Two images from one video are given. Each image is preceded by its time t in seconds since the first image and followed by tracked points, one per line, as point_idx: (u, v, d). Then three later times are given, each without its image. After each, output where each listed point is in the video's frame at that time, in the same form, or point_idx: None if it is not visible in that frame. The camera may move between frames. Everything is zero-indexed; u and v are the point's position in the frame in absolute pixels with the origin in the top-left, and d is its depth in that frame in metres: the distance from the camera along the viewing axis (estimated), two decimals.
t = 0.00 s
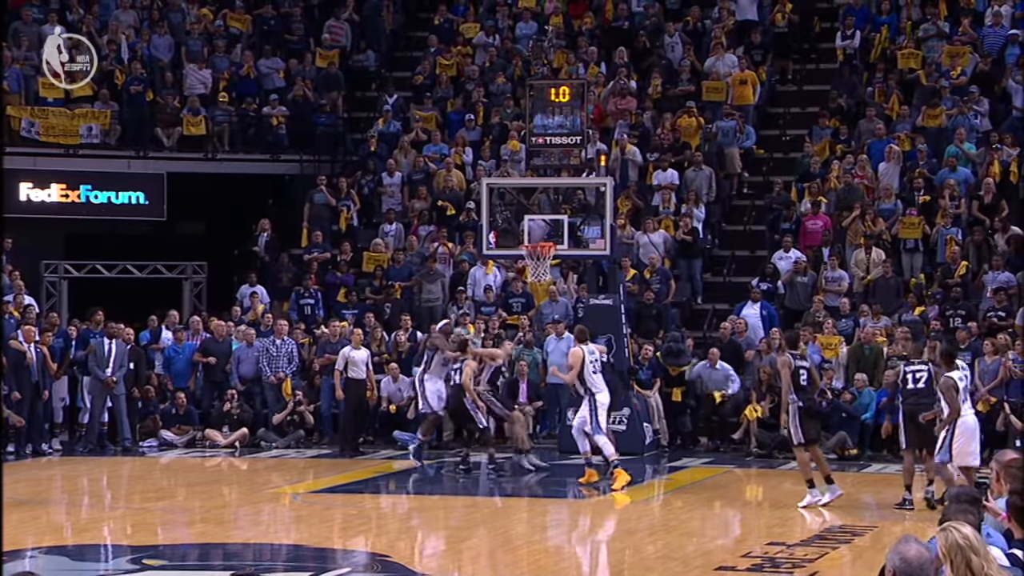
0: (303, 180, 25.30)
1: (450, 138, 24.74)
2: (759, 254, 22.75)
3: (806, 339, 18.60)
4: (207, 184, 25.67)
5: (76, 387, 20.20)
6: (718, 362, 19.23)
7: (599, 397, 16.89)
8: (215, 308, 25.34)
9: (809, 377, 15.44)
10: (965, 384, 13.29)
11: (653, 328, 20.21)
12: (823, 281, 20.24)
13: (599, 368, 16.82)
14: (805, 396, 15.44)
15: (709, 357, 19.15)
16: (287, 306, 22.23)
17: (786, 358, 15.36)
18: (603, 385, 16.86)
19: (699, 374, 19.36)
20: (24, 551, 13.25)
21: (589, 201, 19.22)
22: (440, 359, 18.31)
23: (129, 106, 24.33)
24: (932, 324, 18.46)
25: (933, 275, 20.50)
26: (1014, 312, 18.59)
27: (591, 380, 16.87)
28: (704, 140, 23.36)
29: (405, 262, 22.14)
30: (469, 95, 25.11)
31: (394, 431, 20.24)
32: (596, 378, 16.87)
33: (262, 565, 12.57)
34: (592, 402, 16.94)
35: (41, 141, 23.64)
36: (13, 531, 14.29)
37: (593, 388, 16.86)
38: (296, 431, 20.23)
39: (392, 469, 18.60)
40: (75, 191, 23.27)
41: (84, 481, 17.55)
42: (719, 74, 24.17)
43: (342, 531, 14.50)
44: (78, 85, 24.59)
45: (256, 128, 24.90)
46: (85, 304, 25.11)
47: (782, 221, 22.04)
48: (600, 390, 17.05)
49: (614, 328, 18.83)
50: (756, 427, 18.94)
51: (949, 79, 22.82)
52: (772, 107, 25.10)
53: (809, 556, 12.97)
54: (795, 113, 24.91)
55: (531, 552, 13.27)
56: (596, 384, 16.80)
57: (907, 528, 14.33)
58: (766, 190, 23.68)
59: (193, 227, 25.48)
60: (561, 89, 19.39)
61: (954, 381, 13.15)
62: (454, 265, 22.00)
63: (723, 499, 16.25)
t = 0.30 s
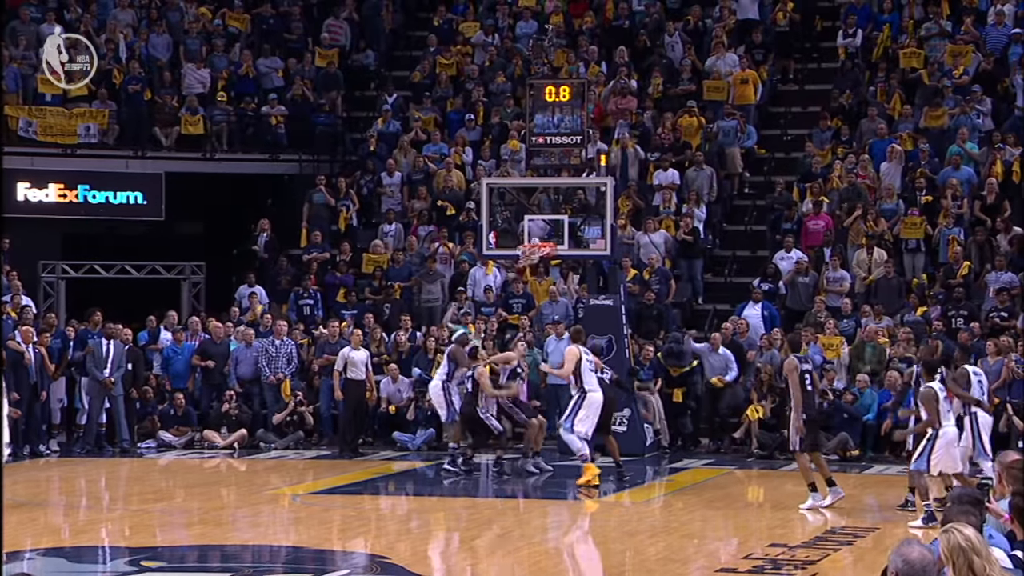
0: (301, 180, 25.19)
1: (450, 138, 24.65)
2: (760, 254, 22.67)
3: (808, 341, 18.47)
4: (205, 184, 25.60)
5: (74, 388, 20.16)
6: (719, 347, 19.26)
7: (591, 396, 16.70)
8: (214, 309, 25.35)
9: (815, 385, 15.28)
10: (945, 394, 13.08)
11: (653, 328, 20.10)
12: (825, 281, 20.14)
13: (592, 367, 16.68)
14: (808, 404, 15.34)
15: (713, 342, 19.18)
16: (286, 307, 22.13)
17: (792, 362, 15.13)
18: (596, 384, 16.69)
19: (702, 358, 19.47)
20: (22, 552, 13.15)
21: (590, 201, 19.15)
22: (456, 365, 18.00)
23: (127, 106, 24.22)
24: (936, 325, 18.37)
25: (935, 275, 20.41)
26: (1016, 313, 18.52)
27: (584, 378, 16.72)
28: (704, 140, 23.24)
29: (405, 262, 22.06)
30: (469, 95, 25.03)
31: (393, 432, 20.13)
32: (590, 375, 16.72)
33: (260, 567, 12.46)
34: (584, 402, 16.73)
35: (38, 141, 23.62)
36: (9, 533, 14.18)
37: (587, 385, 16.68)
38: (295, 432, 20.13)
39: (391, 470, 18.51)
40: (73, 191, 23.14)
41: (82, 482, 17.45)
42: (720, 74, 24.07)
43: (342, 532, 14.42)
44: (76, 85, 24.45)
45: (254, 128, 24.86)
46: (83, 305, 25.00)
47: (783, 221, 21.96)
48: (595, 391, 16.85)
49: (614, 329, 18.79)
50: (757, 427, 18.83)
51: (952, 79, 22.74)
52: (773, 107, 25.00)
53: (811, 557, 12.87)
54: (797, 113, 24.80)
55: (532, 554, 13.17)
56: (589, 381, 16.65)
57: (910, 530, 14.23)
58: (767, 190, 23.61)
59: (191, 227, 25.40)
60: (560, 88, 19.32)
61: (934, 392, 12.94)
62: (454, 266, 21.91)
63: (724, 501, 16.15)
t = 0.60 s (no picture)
0: (300, 179, 25.08)
1: (450, 137, 24.58)
2: (761, 254, 22.62)
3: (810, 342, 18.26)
4: (204, 184, 25.53)
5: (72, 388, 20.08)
6: (720, 343, 19.11)
7: (578, 397, 16.63)
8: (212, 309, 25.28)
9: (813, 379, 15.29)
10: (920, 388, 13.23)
11: (654, 329, 20.00)
12: (826, 281, 20.06)
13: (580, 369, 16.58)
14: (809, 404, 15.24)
15: (714, 340, 19.05)
16: (285, 307, 22.06)
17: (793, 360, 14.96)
18: (584, 386, 16.61)
19: (702, 356, 19.35)
20: (20, 554, 13.08)
21: (590, 201, 19.11)
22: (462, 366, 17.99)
23: (125, 106, 24.17)
24: (937, 325, 18.31)
25: (936, 275, 20.35)
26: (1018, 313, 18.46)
27: (572, 379, 16.62)
28: (705, 140, 23.14)
29: (404, 262, 21.99)
30: (469, 94, 24.95)
31: (393, 433, 20.02)
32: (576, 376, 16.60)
33: (259, 568, 12.39)
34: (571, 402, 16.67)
35: (36, 141, 23.50)
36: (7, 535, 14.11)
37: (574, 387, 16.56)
38: (294, 433, 20.02)
39: (391, 471, 18.44)
40: (71, 191, 23.04)
41: (80, 484, 17.36)
42: (720, 73, 23.99)
43: (342, 533, 14.34)
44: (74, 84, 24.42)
45: (253, 128, 24.75)
46: (81, 305, 24.93)
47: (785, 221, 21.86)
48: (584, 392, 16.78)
49: (614, 330, 18.71)
50: (758, 428, 18.78)
51: (954, 78, 22.67)
52: (774, 106, 24.92)
53: (812, 559, 12.80)
54: (798, 113, 24.72)
55: (532, 555, 13.09)
56: (576, 384, 16.57)
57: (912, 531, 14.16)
58: (768, 190, 23.55)
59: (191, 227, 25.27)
60: (560, 88, 19.22)
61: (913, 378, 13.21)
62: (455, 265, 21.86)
63: (724, 502, 16.07)
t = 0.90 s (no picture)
0: (299, 178, 25.01)
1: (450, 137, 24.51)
2: (762, 254, 22.59)
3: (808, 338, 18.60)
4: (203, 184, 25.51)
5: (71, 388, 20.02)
6: (722, 344, 19.10)
7: (560, 389, 16.81)
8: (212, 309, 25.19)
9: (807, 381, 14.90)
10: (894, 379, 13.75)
11: (654, 328, 19.94)
12: (827, 280, 19.96)
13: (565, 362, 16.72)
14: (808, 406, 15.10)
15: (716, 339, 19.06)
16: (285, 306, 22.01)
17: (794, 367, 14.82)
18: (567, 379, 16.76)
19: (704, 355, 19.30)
20: (19, 554, 13.03)
21: (590, 201, 18.99)
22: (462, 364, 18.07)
23: (123, 106, 24.23)
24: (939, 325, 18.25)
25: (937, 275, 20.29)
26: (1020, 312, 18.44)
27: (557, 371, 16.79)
28: (706, 139, 23.11)
29: (404, 262, 21.93)
30: (470, 93, 24.88)
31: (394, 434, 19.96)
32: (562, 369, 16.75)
33: (258, 569, 12.33)
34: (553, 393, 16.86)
35: (35, 140, 23.50)
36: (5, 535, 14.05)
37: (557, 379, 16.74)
38: (294, 433, 19.92)
39: (391, 472, 18.37)
40: (70, 190, 22.99)
41: (78, 484, 17.29)
42: (721, 72, 23.95)
43: (341, 534, 14.28)
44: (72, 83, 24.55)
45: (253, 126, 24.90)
46: (80, 304, 24.89)
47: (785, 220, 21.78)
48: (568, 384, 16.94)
49: (615, 330, 18.65)
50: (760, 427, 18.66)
51: (956, 77, 22.59)
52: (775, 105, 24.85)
53: (813, 559, 12.75)
54: (799, 112, 24.65)
55: (532, 556, 13.04)
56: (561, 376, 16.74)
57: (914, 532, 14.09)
58: (769, 190, 23.53)
59: (190, 227, 25.19)
60: (561, 87, 19.16)
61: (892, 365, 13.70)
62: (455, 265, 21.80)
63: (724, 503, 16.00)
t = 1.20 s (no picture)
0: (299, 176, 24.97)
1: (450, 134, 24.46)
2: (763, 252, 22.56)
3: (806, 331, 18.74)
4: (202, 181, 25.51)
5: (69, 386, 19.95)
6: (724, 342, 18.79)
7: (547, 396, 16.81)
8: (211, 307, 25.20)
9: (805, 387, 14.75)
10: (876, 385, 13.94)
11: (655, 327, 19.91)
12: (829, 279, 19.88)
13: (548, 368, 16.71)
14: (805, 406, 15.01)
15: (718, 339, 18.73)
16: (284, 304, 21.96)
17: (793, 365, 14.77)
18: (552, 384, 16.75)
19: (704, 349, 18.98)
20: (18, 553, 12.95)
21: (590, 198, 18.97)
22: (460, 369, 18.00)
23: (123, 104, 24.14)
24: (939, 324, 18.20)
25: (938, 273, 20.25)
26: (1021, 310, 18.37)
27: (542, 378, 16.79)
28: (709, 135, 23.04)
29: (403, 260, 21.88)
30: (470, 90, 24.81)
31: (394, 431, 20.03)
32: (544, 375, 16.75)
33: (258, 568, 12.25)
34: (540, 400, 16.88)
35: (34, 138, 23.48)
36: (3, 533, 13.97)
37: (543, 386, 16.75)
38: (292, 432, 19.87)
39: (391, 470, 18.31)
40: (69, 188, 22.97)
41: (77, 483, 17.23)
42: (721, 69, 23.91)
43: (341, 533, 14.22)
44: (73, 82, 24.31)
45: (252, 122, 24.72)
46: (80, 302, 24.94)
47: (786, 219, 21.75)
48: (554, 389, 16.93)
49: (615, 328, 18.56)
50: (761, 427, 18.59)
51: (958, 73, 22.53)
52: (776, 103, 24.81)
53: (816, 558, 12.69)
54: (800, 110, 24.60)
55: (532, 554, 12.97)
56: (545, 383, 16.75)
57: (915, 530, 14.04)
58: (771, 187, 23.58)
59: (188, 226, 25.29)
60: (561, 85, 19.03)
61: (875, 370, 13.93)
62: (454, 262, 21.72)
63: (725, 502, 15.95)
